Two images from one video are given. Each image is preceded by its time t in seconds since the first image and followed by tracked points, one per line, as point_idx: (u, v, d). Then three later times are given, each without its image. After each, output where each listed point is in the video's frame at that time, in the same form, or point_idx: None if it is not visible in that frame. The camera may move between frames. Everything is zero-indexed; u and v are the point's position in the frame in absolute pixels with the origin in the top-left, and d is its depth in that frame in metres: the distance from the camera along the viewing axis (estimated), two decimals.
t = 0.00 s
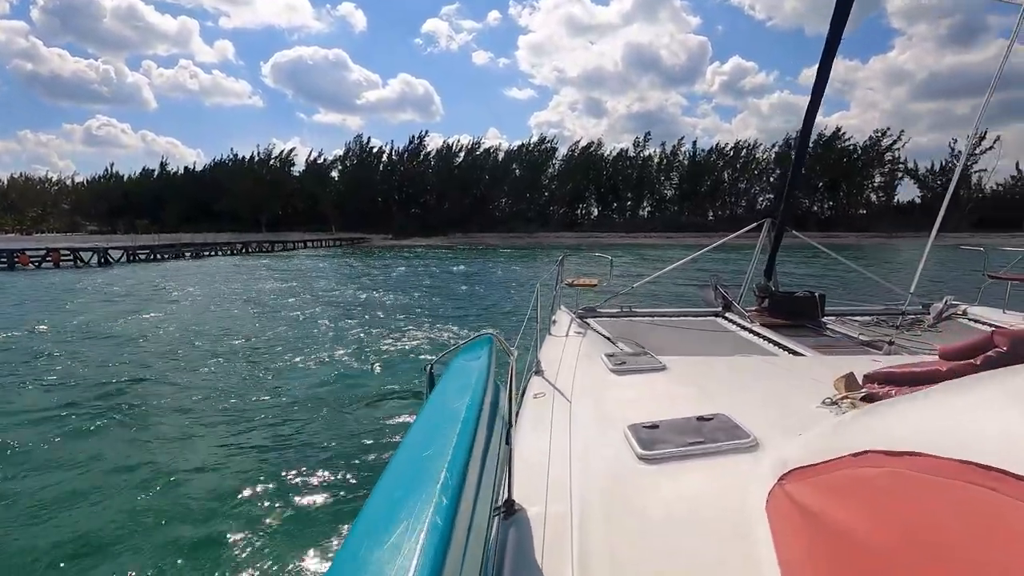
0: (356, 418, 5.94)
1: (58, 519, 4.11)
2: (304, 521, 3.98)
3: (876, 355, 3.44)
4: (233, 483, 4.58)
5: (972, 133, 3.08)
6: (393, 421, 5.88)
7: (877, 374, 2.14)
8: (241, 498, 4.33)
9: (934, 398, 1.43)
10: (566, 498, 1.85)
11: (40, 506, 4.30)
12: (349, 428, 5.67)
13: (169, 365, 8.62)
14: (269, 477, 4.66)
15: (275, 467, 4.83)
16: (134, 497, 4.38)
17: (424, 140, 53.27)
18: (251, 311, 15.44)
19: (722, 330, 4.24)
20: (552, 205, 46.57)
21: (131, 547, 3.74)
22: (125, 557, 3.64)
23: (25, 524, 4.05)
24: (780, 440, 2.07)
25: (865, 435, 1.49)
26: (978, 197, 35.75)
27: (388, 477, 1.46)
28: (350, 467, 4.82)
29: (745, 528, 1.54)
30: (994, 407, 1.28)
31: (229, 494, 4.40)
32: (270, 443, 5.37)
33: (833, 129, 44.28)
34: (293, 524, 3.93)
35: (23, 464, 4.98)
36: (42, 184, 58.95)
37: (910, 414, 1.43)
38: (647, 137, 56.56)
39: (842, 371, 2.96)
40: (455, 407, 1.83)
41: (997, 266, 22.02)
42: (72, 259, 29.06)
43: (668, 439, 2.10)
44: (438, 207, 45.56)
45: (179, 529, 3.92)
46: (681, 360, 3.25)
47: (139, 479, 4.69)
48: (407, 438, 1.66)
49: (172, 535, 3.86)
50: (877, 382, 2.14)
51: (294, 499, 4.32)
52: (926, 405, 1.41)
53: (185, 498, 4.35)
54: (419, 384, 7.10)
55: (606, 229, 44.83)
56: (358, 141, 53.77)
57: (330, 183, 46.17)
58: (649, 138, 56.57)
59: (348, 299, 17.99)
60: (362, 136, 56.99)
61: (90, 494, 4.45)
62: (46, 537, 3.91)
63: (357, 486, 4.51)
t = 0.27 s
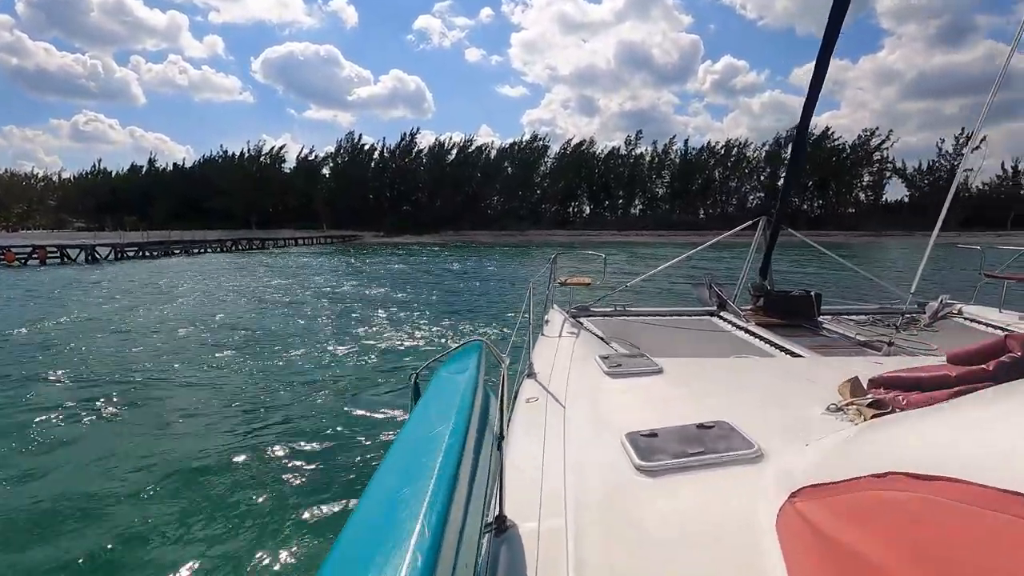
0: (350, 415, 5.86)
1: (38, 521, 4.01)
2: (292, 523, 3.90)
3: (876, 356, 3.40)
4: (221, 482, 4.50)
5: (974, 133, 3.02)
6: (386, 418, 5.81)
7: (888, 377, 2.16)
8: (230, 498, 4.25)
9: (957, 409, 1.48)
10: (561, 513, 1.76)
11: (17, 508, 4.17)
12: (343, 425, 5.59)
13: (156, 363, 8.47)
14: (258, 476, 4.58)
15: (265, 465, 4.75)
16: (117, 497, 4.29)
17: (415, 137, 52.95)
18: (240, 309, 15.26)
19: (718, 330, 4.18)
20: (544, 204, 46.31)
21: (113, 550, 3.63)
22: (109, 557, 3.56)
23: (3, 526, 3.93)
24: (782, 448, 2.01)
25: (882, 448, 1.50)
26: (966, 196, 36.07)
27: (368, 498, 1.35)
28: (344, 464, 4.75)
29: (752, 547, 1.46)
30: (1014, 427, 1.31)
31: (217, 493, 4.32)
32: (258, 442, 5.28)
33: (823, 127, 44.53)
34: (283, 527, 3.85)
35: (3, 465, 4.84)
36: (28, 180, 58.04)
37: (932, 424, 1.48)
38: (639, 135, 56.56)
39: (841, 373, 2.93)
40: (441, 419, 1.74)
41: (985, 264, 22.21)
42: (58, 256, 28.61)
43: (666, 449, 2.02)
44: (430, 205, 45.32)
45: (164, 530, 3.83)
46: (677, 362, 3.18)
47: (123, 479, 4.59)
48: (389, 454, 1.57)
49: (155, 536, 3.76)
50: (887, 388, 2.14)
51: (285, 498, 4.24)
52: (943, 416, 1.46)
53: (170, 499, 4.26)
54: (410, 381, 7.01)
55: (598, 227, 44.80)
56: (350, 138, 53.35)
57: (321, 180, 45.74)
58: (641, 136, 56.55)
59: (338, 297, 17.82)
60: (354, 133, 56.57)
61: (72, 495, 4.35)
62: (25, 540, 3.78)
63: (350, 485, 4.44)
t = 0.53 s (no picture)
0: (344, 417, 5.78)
1: (23, 529, 3.91)
2: (285, 528, 3.82)
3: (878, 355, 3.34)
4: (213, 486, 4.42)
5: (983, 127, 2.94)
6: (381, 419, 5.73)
7: (897, 382, 2.14)
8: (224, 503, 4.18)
9: (981, 439, 1.52)
10: (560, 526, 1.67)
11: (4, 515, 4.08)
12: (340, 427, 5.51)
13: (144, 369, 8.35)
14: (252, 479, 4.51)
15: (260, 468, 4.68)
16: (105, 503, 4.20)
17: (408, 135, 52.67)
18: (231, 310, 15.09)
19: (717, 329, 4.10)
20: (537, 202, 46.10)
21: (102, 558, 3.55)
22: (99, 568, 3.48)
23: None
24: (788, 455, 1.94)
25: (904, 472, 1.50)
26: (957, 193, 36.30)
27: (354, 509, 1.27)
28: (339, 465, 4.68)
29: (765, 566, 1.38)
30: None
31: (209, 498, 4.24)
32: (250, 444, 5.19)
33: (815, 125, 44.71)
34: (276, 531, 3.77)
35: None
36: (17, 178, 57.31)
37: (961, 451, 1.52)
38: (632, 133, 56.54)
39: (844, 373, 2.86)
40: (434, 426, 1.65)
41: (976, 261, 22.34)
42: (48, 255, 28.28)
43: (669, 457, 1.93)
44: (423, 202, 45.07)
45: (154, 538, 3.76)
46: (678, 362, 3.10)
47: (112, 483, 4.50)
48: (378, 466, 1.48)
49: (144, 544, 3.69)
50: (894, 393, 2.13)
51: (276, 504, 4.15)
52: (967, 443, 1.49)
53: (160, 503, 4.18)
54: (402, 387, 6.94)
55: (592, 225, 44.75)
56: (343, 136, 53.01)
57: (313, 178, 45.41)
58: (635, 134, 56.53)
59: (331, 296, 17.68)
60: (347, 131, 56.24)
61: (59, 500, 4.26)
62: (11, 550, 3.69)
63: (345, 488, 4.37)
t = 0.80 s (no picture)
0: (339, 433, 5.77)
1: (17, 551, 3.94)
2: (278, 554, 3.81)
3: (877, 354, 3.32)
4: (206, 508, 4.41)
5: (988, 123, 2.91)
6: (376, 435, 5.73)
7: (900, 382, 2.10)
8: (219, 525, 4.18)
9: (988, 449, 1.49)
10: (558, 533, 1.62)
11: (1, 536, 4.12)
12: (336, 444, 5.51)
13: (136, 374, 8.30)
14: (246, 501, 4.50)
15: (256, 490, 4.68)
16: (98, 525, 4.19)
17: (403, 132, 52.55)
18: (224, 308, 15.00)
19: (715, 328, 4.08)
20: (533, 199, 46.21)
21: None
22: None
23: None
24: (790, 458, 1.89)
25: (913, 482, 1.46)
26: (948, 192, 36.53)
27: (345, 518, 1.22)
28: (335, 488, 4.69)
29: None
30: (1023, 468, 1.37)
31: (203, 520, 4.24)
32: (243, 460, 5.19)
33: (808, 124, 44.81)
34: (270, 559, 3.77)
35: None
36: (9, 174, 56.81)
37: (972, 465, 1.45)
38: (627, 130, 56.53)
39: (844, 373, 2.82)
40: (429, 431, 1.60)
41: (967, 261, 22.51)
42: (40, 251, 28.08)
43: (669, 459, 1.88)
44: (418, 200, 44.93)
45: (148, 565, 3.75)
46: (676, 362, 3.05)
47: (106, 503, 4.49)
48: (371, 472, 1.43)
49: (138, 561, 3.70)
50: (895, 393, 2.09)
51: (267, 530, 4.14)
52: (971, 449, 1.49)
53: (154, 526, 4.17)
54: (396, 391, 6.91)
55: (587, 223, 44.78)
56: (337, 132, 52.78)
57: (307, 175, 45.20)
58: (630, 131, 56.52)
59: (324, 293, 17.61)
60: (342, 128, 56.01)
61: (53, 522, 4.26)
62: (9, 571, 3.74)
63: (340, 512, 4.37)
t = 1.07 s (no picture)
0: (336, 431, 5.75)
1: (10, 548, 3.91)
2: (274, 546, 3.80)
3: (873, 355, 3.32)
4: (201, 504, 4.39)
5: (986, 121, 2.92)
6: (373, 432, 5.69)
7: (898, 384, 2.08)
8: (214, 521, 4.15)
9: (989, 449, 1.48)
10: (554, 535, 1.60)
11: None
12: (331, 441, 5.48)
13: (128, 372, 8.23)
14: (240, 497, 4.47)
15: (250, 485, 4.66)
16: (90, 523, 4.16)
17: (398, 129, 52.35)
18: (217, 305, 14.90)
19: (712, 327, 4.07)
20: (527, 197, 46.15)
21: None
22: None
23: None
24: (788, 459, 1.88)
25: (913, 483, 1.44)
26: (940, 190, 36.77)
27: (340, 523, 1.20)
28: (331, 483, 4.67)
29: None
30: None
31: (198, 515, 4.22)
32: (238, 458, 5.16)
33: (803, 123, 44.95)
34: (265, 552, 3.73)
35: None
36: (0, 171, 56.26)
37: (975, 467, 1.43)
38: (623, 128, 56.50)
39: (842, 373, 2.79)
40: (425, 436, 1.57)
41: (959, 259, 22.66)
42: (32, 248, 27.85)
43: (667, 460, 1.86)
44: (413, 198, 44.76)
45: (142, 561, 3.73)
46: (674, 362, 3.03)
47: (98, 500, 4.46)
48: (367, 477, 1.40)
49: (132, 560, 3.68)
50: (894, 394, 2.07)
51: (263, 523, 4.12)
52: (972, 450, 1.47)
53: (148, 522, 4.15)
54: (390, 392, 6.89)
55: (582, 221, 44.79)
56: (332, 130, 52.54)
57: (301, 173, 44.96)
58: (625, 129, 56.51)
59: (318, 291, 17.52)
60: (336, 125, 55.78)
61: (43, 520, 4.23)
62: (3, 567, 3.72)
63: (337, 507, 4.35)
